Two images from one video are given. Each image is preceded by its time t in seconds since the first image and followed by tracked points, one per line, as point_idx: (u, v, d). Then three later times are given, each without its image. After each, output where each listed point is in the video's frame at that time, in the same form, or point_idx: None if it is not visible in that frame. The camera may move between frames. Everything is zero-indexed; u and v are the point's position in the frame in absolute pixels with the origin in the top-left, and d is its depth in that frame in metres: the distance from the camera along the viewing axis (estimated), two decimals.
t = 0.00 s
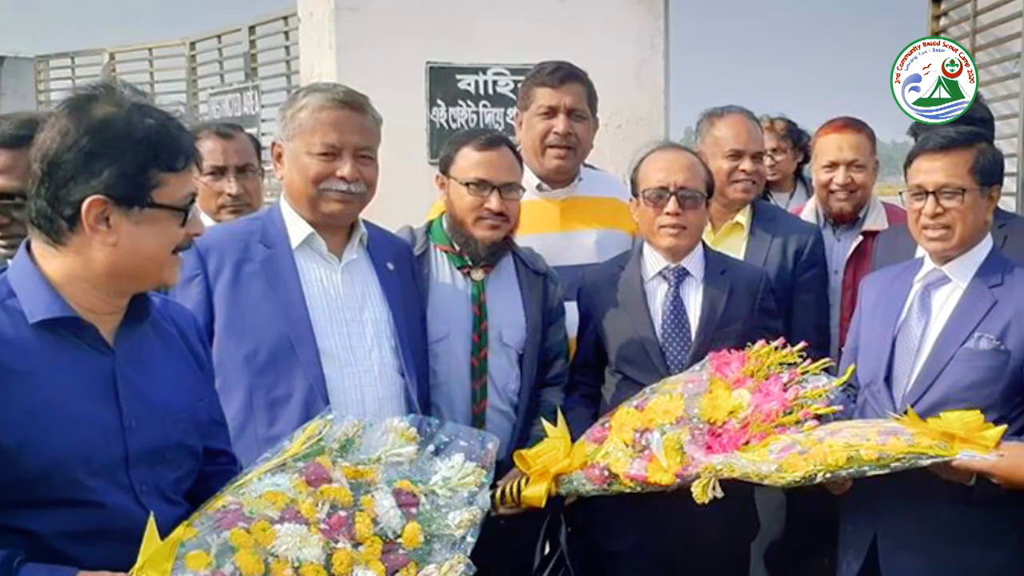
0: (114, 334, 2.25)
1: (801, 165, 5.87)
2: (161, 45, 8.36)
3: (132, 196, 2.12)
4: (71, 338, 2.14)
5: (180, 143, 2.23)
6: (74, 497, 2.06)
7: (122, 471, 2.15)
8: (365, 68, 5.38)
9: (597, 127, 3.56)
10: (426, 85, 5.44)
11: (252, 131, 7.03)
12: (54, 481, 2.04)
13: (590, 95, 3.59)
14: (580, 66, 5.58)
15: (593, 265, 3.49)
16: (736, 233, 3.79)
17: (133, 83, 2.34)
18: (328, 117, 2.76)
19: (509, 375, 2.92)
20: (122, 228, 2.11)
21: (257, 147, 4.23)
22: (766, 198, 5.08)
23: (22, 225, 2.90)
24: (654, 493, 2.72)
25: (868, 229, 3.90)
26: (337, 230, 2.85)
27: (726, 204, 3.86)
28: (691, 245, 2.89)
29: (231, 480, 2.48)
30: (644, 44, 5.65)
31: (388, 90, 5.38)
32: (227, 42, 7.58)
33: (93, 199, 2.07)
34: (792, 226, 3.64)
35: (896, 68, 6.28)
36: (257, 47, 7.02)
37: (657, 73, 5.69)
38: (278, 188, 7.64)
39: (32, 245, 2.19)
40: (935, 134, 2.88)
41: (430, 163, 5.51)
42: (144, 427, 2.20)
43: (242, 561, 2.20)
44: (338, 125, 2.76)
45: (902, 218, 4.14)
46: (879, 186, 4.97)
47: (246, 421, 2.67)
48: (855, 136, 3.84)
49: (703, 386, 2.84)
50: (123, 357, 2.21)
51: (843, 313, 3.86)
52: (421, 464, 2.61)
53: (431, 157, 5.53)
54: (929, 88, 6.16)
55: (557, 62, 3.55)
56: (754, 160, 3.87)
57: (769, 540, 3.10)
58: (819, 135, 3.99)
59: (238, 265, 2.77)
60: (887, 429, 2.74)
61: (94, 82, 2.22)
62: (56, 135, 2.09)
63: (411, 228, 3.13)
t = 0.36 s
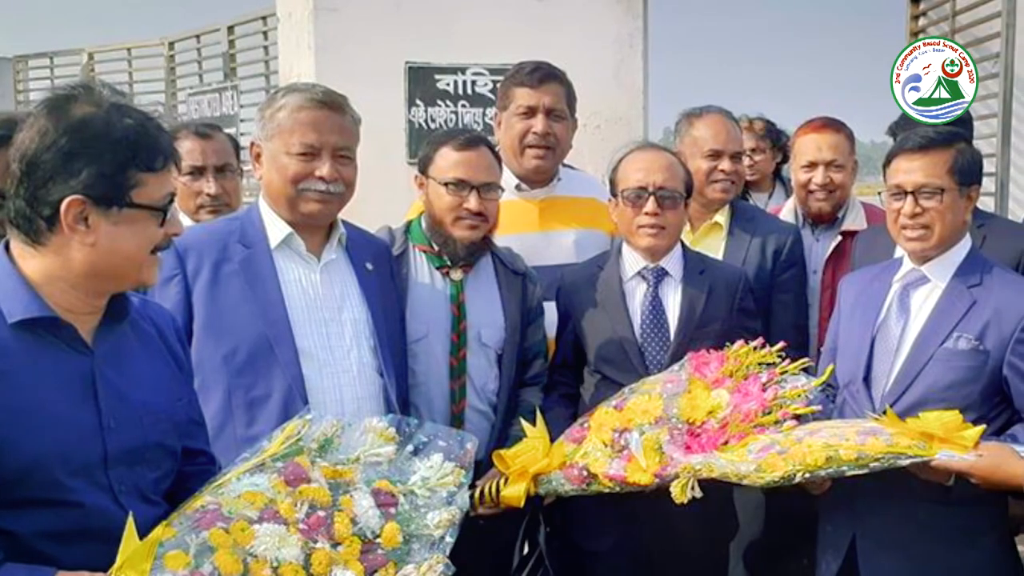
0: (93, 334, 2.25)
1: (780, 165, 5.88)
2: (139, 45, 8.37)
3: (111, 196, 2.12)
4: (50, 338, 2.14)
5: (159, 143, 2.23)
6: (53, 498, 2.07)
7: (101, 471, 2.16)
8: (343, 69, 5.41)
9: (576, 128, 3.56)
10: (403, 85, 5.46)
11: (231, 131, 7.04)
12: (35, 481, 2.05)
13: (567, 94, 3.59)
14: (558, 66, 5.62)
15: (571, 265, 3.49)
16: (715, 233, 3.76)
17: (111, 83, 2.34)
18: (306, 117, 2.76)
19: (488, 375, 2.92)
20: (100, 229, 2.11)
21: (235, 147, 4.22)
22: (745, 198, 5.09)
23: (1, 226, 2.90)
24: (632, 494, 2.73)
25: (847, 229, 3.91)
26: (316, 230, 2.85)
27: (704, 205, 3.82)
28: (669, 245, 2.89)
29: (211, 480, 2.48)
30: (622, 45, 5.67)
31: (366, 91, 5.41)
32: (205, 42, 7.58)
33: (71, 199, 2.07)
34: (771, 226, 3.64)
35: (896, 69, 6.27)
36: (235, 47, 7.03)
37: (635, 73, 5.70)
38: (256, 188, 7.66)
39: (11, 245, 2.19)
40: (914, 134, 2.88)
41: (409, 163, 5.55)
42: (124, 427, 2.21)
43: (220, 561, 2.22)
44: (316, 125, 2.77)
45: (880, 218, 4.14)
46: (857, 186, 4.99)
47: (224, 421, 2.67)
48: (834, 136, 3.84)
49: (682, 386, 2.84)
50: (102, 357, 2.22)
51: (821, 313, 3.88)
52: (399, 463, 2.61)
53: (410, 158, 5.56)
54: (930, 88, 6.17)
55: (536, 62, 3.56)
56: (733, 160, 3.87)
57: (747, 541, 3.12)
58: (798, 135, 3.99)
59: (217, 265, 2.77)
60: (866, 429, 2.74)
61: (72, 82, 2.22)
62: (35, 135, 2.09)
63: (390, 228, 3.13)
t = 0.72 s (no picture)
0: (71, 335, 2.26)
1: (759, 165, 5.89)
2: (117, 44, 8.36)
3: (89, 196, 2.12)
4: (29, 339, 2.16)
5: (138, 143, 2.24)
6: (32, 498, 2.08)
7: (80, 472, 2.17)
8: (319, 68, 5.39)
9: (555, 128, 3.56)
10: (381, 86, 5.45)
11: (211, 131, 7.03)
12: (13, 481, 2.06)
13: (546, 94, 3.59)
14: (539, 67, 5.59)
15: (550, 265, 3.48)
16: (694, 233, 3.77)
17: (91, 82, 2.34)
18: (285, 117, 2.76)
19: (467, 375, 2.92)
20: (80, 229, 2.13)
21: (214, 147, 4.22)
22: (724, 198, 5.09)
23: None
24: (611, 493, 2.73)
25: (826, 229, 3.91)
26: (295, 230, 2.85)
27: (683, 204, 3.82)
28: (648, 245, 2.89)
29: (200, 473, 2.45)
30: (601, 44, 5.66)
31: (344, 92, 5.40)
32: (184, 42, 7.57)
33: (50, 199, 2.08)
34: (750, 226, 3.64)
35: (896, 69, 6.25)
36: (215, 47, 7.03)
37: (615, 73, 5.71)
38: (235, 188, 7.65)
39: None
40: (893, 134, 2.88)
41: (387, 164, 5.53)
42: (103, 427, 2.21)
43: (199, 561, 2.26)
44: (295, 125, 2.77)
45: (859, 218, 4.13)
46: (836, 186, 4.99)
47: (203, 421, 2.67)
48: (813, 136, 3.84)
49: (661, 386, 2.84)
50: (81, 357, 2.23)
51: (800, 312, 3.87)
52: (378, 463, 2.59)
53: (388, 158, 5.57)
54: (929, 87, 6.11)
55: (515, 63, 3.55)
56: (712, 160, 3.86)
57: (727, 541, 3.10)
58: (777, 135, 3.98)
59: (195, 266, 2.77)
60: (844, 429, 2.74)
61: (52, 82, 2.22)
62: (13, 135, 2.09)
63: (369, 228, 3.13)
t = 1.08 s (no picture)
0: (50, 335, 2.26)
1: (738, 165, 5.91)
2: (97, 45, 8.40)
3: (68, 196, 2.13)
4: (7, 339, 2.17)
5: (117, 143, 2.24)
6: (10, 497, 2.10)
7: (58, 472, 2.17)
8: (298, 69, 5.58)
9: (534, 128, 3.56)
10: (361, 87, 5.60)
11: (190, 131, 7.06)
12: None
13: (525, 94, 3.59)
14: (517, 66, 5.78)
15: (528, 265, 3.48)
16: (673, 233, 3.77)
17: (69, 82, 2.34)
18: (264, 117, 2.76)
19: (445, 375, 2.92)
20: (59, 228, 2.13)
21: (193, 147, 4.22)
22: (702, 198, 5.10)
23: None
24: (590, 493, 2.73)
25: (804, 229, 3.91)
26: (274, 230, 2.85)
27: (662, 205, 3.83)
28: (627, 245, 2.89)
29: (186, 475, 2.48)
30: (579, 45, 5.85)
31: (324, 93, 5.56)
32: (163, 42, 7.60)
33: (29, 199, 2.08)
34: (729, 226, 3.63)
35: (895, 68, 5.98)
36: (194, 47, 7.05)
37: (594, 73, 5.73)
38: (214, 188, 7.68)
39: None
40: (872, 134, 2.88)
41: (367, 163, 5.67)
42: (82, 428, 2.21)
43: (178, 561, 2.31)
44: (274, 125, 2.77)
45: (838, 218, 4.13)
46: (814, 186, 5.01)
47: (182, 421, 2.67)
48: (792, 136, 3.83)
49: (640, 386, 2.84)
50: (60, 357, 2.23)
51: (779, 312, 3.87)
52: (356, 463, 2.60)
53: (367, 158, 5.69)
54: (930, 88, 5.86)
55: (493, 63, 3.55)
56: (690, 160, 3.86)
57: (706, 541, 3.09)
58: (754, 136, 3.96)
59: (174, 266, 2.77)
60: (823, 430, 2.74)
61: (31, 82, 2.22)
62: None
63: (348, 228, 3.13)
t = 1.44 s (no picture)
0: (29, 335, 2.27)
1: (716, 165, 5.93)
2: (76, 45, 8.44)
3: (47, 196, 2.13)
4: None
5: (97, 143, 2.24)
6: None
7: (37, 471, 2.19)
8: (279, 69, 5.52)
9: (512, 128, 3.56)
10: (340, 86, 5.56)
11: (168, 131, 7.09)
12: None
13: (505, 94, 3.59)
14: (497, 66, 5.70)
15: (507, 265, 3.49)
16: (652, 233, 3.78)
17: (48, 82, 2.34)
18: (243, 117, 2.76)
19: (424, 375, 2.92)
20: (38, 229, 2.13)
21: (172, 147, 4.22)
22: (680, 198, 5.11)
23: None
24: (569, 493, 2.73)
25: (784, 229, 3.92)
26: (252, 230, 2.85)
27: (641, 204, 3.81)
28: (606, 245, 2.89)
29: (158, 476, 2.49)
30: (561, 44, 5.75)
31: (304, 94, 5.52)
32: (142, 42, 7.62)
33: (8, 199, 2.09)
34: (707, 226, 3.63)
35: (896, 69, 6.13)
36: (172, 47, 7.08)
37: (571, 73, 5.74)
38: (193, 188, 7.70)
39: None
40: (851, 134, 2.88)
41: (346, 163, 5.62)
42: (61, 427, 2.23)
43: (157, 561, 2.34)
44: (253, 125, 2.77)
45: (817, 218, 4.14)
46: (793, 186, 5.02)
47: (161, 421, 2.67)
48: (771, 136, 3.83)
49: (618, 386, 2.85)
50: (39, 357, 2.24)
51: (758, 312, 3.88)
52: (335, 462, 2.60)
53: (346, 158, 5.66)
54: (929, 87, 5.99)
55: (472, 62, 3.55)
56: (670, 160, 3.86)
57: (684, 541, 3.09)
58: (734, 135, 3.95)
59: (153, 266, 2.76)
60: (802, 429, 2.74)
61: (10, 82, 2.22)
62: None
63: (326, 228, 3.12)
